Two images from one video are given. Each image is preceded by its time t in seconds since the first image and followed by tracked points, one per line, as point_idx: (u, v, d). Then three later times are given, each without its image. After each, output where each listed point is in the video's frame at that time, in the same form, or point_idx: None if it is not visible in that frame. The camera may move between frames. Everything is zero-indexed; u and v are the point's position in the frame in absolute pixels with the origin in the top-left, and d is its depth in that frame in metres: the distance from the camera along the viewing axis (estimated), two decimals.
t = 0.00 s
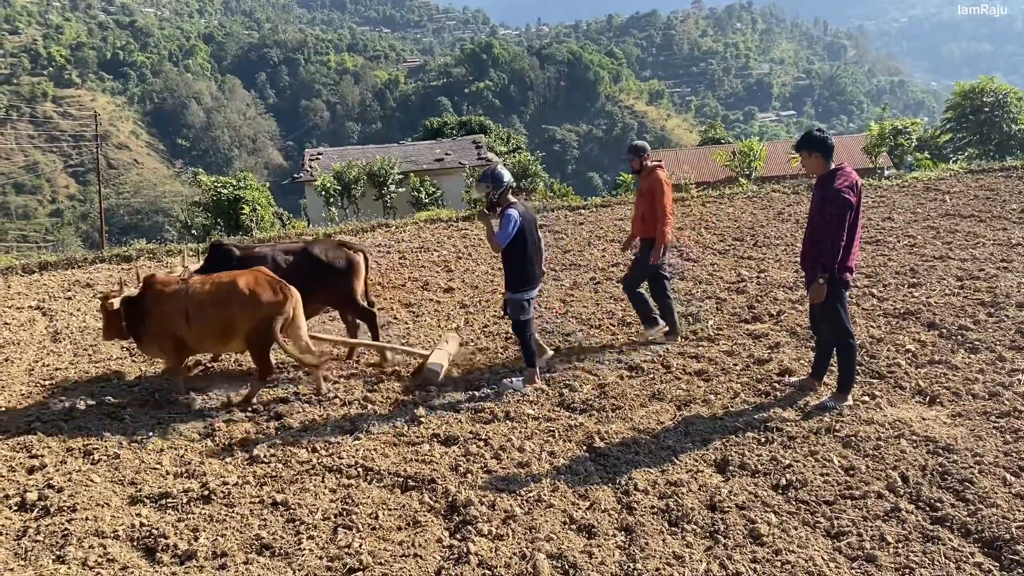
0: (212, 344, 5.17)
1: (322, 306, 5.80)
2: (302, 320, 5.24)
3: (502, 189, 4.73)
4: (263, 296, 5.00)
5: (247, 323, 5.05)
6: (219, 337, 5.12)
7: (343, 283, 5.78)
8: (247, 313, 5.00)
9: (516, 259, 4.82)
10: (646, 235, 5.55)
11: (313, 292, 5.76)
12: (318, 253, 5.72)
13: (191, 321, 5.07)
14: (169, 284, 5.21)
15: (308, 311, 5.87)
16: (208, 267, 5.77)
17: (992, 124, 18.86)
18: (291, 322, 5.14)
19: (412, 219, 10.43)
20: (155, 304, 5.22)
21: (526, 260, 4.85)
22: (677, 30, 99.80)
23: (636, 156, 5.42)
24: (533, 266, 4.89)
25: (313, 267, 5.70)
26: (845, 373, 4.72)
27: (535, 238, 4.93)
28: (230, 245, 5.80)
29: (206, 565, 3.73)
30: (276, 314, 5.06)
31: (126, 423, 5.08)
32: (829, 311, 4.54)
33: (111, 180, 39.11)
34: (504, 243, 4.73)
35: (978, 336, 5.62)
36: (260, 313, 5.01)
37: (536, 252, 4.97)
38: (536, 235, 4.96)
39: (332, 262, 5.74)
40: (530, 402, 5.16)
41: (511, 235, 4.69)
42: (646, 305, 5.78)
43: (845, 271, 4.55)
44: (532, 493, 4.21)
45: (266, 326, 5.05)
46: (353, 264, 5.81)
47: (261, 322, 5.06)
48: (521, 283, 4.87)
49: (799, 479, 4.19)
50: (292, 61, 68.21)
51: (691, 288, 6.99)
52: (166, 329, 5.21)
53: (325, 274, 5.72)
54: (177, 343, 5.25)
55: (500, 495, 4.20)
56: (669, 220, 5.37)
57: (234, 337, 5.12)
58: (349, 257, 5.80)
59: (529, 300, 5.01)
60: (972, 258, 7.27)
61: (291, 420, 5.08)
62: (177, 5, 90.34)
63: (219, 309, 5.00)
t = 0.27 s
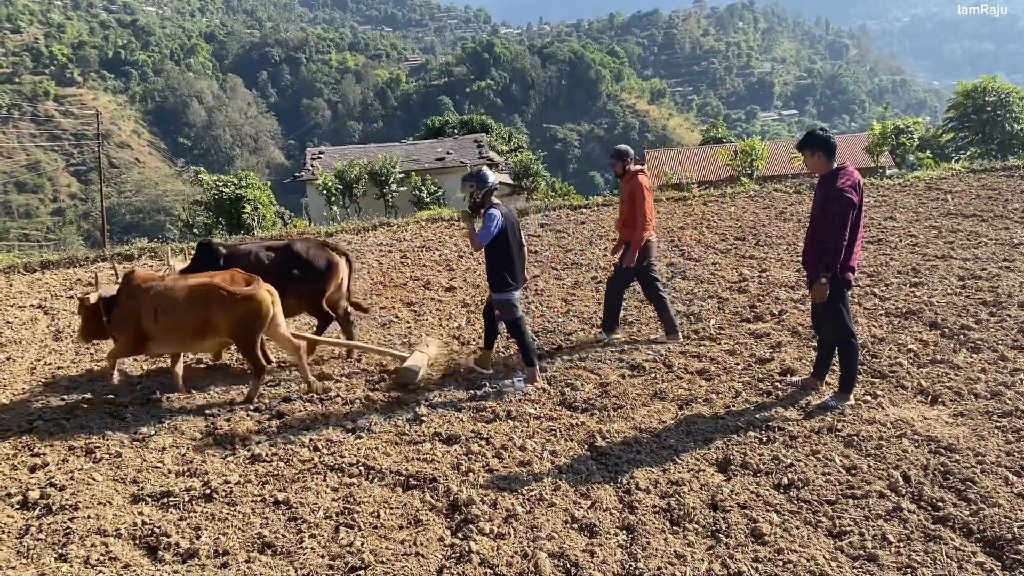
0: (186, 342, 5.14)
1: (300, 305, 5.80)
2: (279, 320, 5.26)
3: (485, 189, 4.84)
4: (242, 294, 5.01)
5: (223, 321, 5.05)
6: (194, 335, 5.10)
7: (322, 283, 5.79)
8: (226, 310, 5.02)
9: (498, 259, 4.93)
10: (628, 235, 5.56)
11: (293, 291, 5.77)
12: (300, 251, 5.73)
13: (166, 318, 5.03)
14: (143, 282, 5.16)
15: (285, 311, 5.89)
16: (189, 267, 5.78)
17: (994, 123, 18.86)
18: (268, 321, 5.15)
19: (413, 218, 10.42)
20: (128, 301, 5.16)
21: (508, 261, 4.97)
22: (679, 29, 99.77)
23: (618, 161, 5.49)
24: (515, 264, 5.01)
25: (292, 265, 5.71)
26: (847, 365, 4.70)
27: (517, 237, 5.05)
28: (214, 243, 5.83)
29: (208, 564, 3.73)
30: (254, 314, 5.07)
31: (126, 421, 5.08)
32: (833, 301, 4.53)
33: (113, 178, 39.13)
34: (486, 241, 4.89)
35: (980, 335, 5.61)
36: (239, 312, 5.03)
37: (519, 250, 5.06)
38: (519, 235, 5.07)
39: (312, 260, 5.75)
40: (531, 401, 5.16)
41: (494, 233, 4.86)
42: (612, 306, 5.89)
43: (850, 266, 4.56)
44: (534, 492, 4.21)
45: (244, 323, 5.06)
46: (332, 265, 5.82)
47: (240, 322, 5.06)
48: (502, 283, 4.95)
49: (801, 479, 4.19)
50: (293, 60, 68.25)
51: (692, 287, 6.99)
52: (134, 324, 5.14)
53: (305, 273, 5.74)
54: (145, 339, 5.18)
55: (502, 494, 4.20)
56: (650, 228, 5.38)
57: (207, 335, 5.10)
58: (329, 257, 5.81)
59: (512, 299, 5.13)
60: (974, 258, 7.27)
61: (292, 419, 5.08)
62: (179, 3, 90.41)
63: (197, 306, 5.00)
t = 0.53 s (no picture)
0: (162, 341, 5.15)
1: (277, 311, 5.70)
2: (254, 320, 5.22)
3: (468, 189, 4.98)
4: (215, 293, 4.99)
5: (196, 321, 5.04)
6: (169, 335, 5.10)
7: (296, 289, 5.69)
8: (200, 310, 5.01)
9: (474, 253, 5.09)
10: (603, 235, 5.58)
11: (270, 294, 5.66)
12: (276, 255, 5.60)
13: (141, 317, 5.06)
14: (123, 281, 5.24)
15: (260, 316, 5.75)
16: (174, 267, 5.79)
17: (996, 123, 18.86)
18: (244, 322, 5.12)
19: (415, 218, 10.40)
20: (108, 300, 5.24)
21: (486, 259, 5.13)
22: (681, 29, 99.76)
23: (591, 160, 5.47)
24: (489, 262, 5.14)
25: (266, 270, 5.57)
26: (849, 362, 4.69)
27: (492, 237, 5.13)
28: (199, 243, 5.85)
29: (210, 562, 3.74)
30: (230, 313, 5.05)
31: (127, 421, 5.08)
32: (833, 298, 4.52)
33: (115, 178, 39.17)
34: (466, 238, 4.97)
35: (982, 335, 5.61)
36: (213, 311, 5.01)
37: (492, 248, 5.15)
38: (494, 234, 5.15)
39: (287, 265, 5.62)
40: (533, 401, 5.16)
41: (471, 229, 4.93)
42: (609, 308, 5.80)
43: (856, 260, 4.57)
44: (536, 491, 4.21)
45: (219, 322, 5.05)
46: (308, 270, 5.72)
47: (215, 321, 5.06)
48: (475, 279, 5.12)
49: (803, 479, 4.18)
50: (295, 60, 68.31)
51: (693, 286, 6.98)
52: (114, 323, 5.19)
53: (279, 278, 5.61)
54: (125, 338, 5.23)
55: (503, 494, 4.20)
56: (624, 223, 5.41)
57: (181, 336, 5.10)
58: (306, 263, 5.70)
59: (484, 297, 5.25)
60: (976, 258, 7.26)
61: (295, 418, 5.07)
62: (182, 3, 90.56)
63: (170, 305, 5.00)
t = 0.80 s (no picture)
0: (144, 341, 5.17)
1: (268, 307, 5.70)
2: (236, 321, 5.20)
3: (453, 187, 4.89)
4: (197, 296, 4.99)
5: (178, 323, 5.03)
6: (151, 335, 5.11)
7: (283, 285, 5.64)
8: (180, 312, 4.99)
9: (459, 253, 5.03)
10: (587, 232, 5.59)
11: (261, 289, 5.65)
12: (263, 254, 5.59)
13: (125, 319, 5.09)
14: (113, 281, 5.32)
15: (250, 310, 5.77)
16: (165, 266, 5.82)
17: (999, 123, 18.83)
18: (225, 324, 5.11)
19: (416, 217, 10.39)
20: (98, 299, 5.32)
21: (473, 256, 5.07)
22: (683, 29, 99.74)
23: (578, 157, 5.44)
24: (474, 260, 5.09)
25: (254, 266, 5.58)
26: (851, 363, 4.68)
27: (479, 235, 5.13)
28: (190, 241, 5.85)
29: (211, 562, 3.78)
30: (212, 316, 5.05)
31: (127, 420, 5.10)
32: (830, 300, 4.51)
33: (117, 178, 39.20)
34: (453, 236, 4.91)
35: (984, 336, 5.60)
36: (194, 313, 5.01)
37: (479, 246, 5.14)
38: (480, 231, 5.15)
39: (274, 261, 5.60)
40: (535, 400, 5.14)
41: (458, 226, 4.87)
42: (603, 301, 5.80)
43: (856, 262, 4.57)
44: (538, 491, 4.21)
45: (200, 325, 5.04)
46: (295, 266, 5.65)
47: (196, 324, 5.04)
48: (466, 275, 5.05)
49: (805, 479, 4.18)
50: (297, 60, 68.34)
51: (695, 286, 6.98)
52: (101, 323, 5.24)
53: (266, 274, 5.59)
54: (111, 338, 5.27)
55: (505, 493, 4.21)
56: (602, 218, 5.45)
57: (165, 337, 5.12)
58: (292, 260, 5.64)
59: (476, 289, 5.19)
60: (978, 258, 7.25)
61: (296, 418, 5.08)
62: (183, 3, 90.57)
63: (151, 307, 5.01)
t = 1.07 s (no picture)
0: (129, 340, 5.27)
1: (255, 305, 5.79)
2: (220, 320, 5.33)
3: (429, 194, 4.96)
4: (178, 297, 5.10)
5: (162, 322, 5.15)
6: (136, 334, 5.23)
7: (270, 284, 5.76)
8: (163, 311, 5.11)
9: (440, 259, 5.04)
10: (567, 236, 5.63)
11: (249, 289, 5.76)
12: (249, 253, 5.68)
13: (110, 318, 5.19)
14: (93, 279, 5.37)
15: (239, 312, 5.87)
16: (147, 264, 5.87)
17: (1002, 124, 18.78)
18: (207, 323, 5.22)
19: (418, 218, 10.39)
20: (78, 298, 5.39)
21: (451, 262, 5.11)
22: (685, 29, 99.69)
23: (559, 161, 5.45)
24: (453, 268, 5.14)
25: (240, 265, 5.67)
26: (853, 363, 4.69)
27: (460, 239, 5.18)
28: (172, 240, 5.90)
29: (214, 562, 3.79)
30: (193, 316, 5.17)
31: (132, 418, 5.13)
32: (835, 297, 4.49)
33: (119, 178, 39.21)
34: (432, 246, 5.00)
35: (987, 337, 5.59)
36: (176, 313, 5.13)
37: (460, 251, 5.20)
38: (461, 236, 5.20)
39: (260, 262, 5.70)
40: (537, 401, 5.14)
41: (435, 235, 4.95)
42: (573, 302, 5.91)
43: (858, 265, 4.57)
44: (540, 491, 4.21)
45: (182, 324, 5.16)
46: (283, 266, 5.79)
47: (177, 324, 5.17)
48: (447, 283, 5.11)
49: (807, 479, 4.18)
50: (299, 61, 68.39)
51: (697, 287, 6.97)
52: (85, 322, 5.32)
53: (252, 272, 5.69)
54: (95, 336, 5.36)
55: (508, 494, 4.20)
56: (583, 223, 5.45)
57: (150, 336, 5.23)
58: (279, 259, 5.78)
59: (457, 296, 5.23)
60: (981, 259, 7.24)
61: (297, 417, 5.09)
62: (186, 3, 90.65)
63: (134, 306, 5.11)
